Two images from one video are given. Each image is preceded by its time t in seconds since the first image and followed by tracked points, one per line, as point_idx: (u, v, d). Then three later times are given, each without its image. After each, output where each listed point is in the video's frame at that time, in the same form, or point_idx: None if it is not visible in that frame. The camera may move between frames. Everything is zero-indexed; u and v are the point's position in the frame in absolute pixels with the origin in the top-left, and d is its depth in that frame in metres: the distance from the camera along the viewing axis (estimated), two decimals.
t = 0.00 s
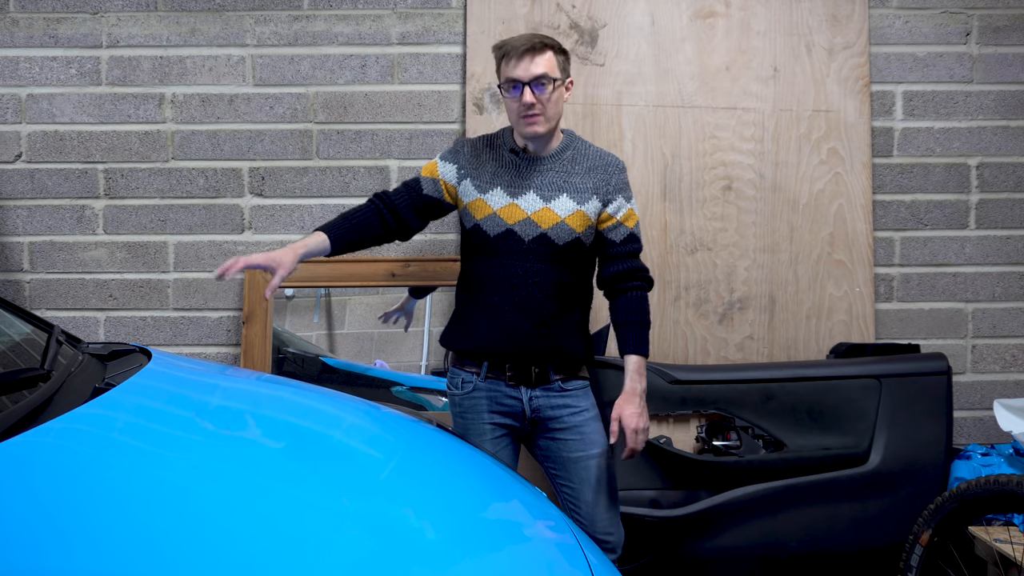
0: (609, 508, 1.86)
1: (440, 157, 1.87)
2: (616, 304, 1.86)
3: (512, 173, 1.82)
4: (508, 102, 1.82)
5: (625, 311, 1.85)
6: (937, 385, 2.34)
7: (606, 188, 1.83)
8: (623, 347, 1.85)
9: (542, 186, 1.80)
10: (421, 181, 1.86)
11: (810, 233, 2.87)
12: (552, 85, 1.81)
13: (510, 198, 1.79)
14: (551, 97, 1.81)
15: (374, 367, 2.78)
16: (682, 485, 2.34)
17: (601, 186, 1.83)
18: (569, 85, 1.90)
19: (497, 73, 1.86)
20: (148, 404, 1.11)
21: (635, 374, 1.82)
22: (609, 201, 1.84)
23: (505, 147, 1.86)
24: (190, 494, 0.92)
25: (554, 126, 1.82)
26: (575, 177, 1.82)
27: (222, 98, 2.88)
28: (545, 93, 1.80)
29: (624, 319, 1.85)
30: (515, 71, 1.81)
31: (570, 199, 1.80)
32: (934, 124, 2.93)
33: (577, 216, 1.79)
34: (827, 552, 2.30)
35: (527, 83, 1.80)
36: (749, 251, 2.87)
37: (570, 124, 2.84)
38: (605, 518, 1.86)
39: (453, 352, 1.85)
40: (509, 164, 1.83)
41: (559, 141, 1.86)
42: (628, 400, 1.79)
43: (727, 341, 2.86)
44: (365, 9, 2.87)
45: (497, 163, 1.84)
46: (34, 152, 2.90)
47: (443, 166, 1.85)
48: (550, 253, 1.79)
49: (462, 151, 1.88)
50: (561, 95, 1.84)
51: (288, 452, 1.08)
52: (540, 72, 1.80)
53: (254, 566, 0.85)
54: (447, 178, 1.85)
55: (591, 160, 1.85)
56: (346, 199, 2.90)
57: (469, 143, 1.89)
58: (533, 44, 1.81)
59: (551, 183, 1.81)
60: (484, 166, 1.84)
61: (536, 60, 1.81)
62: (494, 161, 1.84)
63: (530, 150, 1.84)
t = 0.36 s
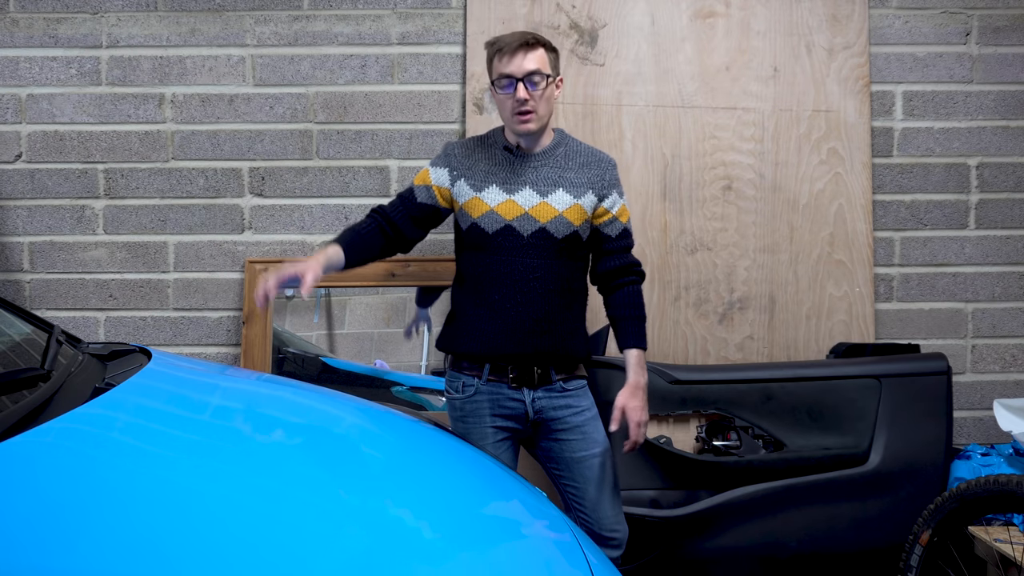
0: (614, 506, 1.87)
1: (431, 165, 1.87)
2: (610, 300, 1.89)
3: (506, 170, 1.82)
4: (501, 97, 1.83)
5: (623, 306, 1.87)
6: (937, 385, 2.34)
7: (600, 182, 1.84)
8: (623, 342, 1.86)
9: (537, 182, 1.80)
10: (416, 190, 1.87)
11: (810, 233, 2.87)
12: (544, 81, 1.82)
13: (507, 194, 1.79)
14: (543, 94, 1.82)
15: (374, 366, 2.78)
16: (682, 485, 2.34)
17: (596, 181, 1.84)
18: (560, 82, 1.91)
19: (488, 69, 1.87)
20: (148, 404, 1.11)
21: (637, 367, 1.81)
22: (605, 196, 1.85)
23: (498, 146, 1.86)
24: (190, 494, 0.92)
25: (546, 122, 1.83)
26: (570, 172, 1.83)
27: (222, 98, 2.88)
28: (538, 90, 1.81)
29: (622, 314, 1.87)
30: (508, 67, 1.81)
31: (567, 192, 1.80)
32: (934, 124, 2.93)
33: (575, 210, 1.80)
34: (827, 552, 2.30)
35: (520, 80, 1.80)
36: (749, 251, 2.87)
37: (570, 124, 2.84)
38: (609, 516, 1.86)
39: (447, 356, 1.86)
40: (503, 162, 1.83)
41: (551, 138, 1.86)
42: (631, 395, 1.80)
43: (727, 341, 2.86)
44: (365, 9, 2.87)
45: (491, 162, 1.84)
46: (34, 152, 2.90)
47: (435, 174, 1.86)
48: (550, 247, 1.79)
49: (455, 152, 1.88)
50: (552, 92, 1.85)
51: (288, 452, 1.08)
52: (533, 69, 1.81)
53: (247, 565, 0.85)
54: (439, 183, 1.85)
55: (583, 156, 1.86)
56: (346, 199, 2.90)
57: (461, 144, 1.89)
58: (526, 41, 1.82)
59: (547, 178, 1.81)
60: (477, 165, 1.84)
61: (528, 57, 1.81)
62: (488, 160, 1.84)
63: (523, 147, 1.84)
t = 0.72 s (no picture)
0: (613, 503, 1.88)
1: (424, 157, 1.85)
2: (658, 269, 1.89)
3: (501, 169, 1.82)
4: (497, 100, 1.81)
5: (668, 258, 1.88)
6: (937, 385, 2.34)
7: (595, 179, 1.85)
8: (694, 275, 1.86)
9: (533, 180, 1.81)
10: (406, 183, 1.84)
11: (810, 233, 2.87)
12: (542, 89, 1.80)
13: (503, 192, 1.79)
14: (540, 102, 1.80)
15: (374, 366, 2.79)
16: (682, 485, 2.33)
17: (590, 177, 1.85)
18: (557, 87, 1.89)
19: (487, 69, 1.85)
20: (147, 404, 1.11)
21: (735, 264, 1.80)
22: (605, 184, 1.87)
23: (493, 144, 1.85)
24: (189, 494, 0.92)
25: (540, 127, 1.82)
26: (565, 170, 1.84)
27: (222, 98, 2.88)
28: (535, 97, 1.79)
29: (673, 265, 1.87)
30: (508, 72, 1.79)
31: (562, 190, 1.81)
32: (934, 124, 2.93)
33: (571, 207, 1.81)
34: (826, 552, 2.30)
35: (517, 86, 1.79)
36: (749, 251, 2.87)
37: (570, 124, 2.84)
38: (609, 513, 1.87)
39: (445, 359, 1.85)
40: (498, 161, 1.84)
41: (544, 138, 1.87)
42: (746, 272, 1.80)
43: (728, 341, 2.86)
44: (365, 9, 2.87)
45: (486, 160, 1.84)
46: (34, 152, 2.91)
47: (429, 169, 1.84)
48: (547, 244, 1.79)
49: (448, 151, 1.87)
50: (549, 98, 1.84)
51: (286, 451, 1.07)
52: (531, 76, 1.79)
53: (246, 565, 0.85)
54: (433, 179, 1.83)
55: (577, 154, 1.87)
56: (346, 199, 2.90)
57: (455, 143, 1.88)
58: (527, 47, 1.80)
59: (542, 176, 1.82)
60: (472, 163, 1.84)
61: (528, 63, 1.80)
62: (483, 158, 1.84)
63: (518, 146, 1.84)
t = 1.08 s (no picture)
0: (610, 505, 1.87)
1: (421, 170, 1.87)
2: (650, 275, 1.88)
3: (497, 169, 1.82)
4: (491, 97, 1.83)
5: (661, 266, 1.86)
6: (937, 385, 2.34)
7: (591, 179, 1.85)
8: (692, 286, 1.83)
9: (529, 180, 1.81)
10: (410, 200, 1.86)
11: (810, 233, 2.87)
12: (534, 84, 1.81)
13: (499, 192, 1.79)
14: (532, 98, 1.81)
15: (374, 366, 2.79)
16: (682, 485, 2.33)
17: (586, 177, 1.84)
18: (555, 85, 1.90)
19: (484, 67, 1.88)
20: (147, 404, 1.11)
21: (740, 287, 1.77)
22: (600, 185, 1.87)
23: (488, 144, 1.85)
24: (188, 494, 0.92)
25: (534, 127, 1.83)
26: (561, 170, 1.84)
27: (222, 98, 2.88)
28: (526, 93, 1.80)
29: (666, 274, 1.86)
30: (501, 67, 1.82)
31: (558, 190, 1.81)
32: (934, 124, 2.93)
33: (566, 207, 1.81)
34: (827, 552, 2.30)
35: (508, 81, 1.81)
36: (749, 251, 2.87)
37: (570, 124, 2.84)
38: (605, 515, 1.87)
39: (441, 359, 1.85)
40: (493, 160, 1.83)
41: (540, 137, 1.87)
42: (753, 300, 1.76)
43: (727, 341, 2.86)
44: (365, 9, 2.87)
45: (481, 160, 1.84)
46: (34, 153, 2.91)
47: (425, 179, 1.85)
48: (543, 244, 1.79)
49: (444, 152, 1.87)
50: (543, 96, 1.84)
51: (287, 451, 1.08)
52: (522, 72, 1.80)
53: (245, 565, 0.85)
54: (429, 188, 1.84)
55: (573, 154, 1.87)
56: (346, 199, 2.90)
57: (450, 142, 1.88)
58: (519, 42, 1.83)
59: (538, 176, 1.81)
60: (468, 164, 1.83)
61: (520, 59, 1.82)
62: (478, 157, 1.84)
63: (514, 147, 1.84)
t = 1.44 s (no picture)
0: (607, 505, 1.87)
1: (420, 171, 1.88)
2: (648, 281, 1.88)
3: (494, 170, 1.82)
4: (490, 100, 1.83)
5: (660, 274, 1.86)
6: (937, 385, 2.34)
7: (590, 180, 1.84)
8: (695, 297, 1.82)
9: (527, 182, 1.81)
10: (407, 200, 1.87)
11: (810, 233, 2.87)
12: (533, 86, 1.81)
13: (496, 195, 1.79)
14: (532, 99, 1.81)
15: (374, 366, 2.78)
16: (682, 485, 2.33)
17: (585, 179, 1.84)
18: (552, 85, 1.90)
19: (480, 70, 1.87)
20: (147, 404, 1.11)
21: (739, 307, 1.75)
22: (600, 188, 1.87)
23: (487, 145, 1.86)
24: (188, 494, 0.92)
25: (534, 125, 1.83)
26: (559, 172, 1.83)
27: (222, 98, 2.88)
28: (527, 95, 1.81)
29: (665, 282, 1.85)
30: (498, 70, 1.82)
31: (556, 192, 1.80)
32: (934, 124, 2.93)
33: (564, 209, 1.80)
34: (827, 552, 2.30)
35: (507, 84, 1.81)
36: (749, 251, 2.87)
37: (570, 124, 2.84)
38: (603, 515, 1.87)
39: (439, 358, 1.86)
40: (492, 162, 1.83)
41: (540, 138, 1.87)
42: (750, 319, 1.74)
43: (727, 341, 2.86)
44: (365, 9, 2.87)
45: (479, 162, 1.84)
46: (34, 152, 2.91)
47: (424, 180, 1.86)
48: (539, 247, 1.79)
49: (443, 154, 1.88)
50: (542, 96, 1.85)
51: (287, 451, 1.08)
52: (522, 74, 1.81)
53: (245, 565, 0.85)
54: (428, 190, 1.85)
55: (572, 154, 1.86)
56: (346, 199, 2.90)
57: (449, 144, 1.89)
58: (517, 45, 1.82)
59: (536, 178, 1.81)
60: (465, 166, 1.84)
61: (518, 61, 1.82)
62: (476, 159, 1.84)
63: (512, 147, 1.84)
